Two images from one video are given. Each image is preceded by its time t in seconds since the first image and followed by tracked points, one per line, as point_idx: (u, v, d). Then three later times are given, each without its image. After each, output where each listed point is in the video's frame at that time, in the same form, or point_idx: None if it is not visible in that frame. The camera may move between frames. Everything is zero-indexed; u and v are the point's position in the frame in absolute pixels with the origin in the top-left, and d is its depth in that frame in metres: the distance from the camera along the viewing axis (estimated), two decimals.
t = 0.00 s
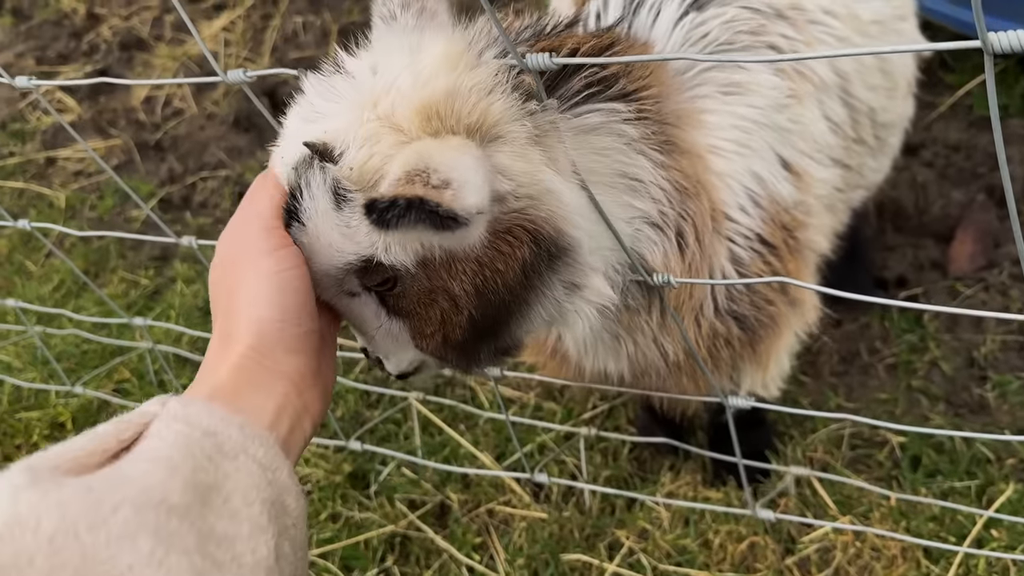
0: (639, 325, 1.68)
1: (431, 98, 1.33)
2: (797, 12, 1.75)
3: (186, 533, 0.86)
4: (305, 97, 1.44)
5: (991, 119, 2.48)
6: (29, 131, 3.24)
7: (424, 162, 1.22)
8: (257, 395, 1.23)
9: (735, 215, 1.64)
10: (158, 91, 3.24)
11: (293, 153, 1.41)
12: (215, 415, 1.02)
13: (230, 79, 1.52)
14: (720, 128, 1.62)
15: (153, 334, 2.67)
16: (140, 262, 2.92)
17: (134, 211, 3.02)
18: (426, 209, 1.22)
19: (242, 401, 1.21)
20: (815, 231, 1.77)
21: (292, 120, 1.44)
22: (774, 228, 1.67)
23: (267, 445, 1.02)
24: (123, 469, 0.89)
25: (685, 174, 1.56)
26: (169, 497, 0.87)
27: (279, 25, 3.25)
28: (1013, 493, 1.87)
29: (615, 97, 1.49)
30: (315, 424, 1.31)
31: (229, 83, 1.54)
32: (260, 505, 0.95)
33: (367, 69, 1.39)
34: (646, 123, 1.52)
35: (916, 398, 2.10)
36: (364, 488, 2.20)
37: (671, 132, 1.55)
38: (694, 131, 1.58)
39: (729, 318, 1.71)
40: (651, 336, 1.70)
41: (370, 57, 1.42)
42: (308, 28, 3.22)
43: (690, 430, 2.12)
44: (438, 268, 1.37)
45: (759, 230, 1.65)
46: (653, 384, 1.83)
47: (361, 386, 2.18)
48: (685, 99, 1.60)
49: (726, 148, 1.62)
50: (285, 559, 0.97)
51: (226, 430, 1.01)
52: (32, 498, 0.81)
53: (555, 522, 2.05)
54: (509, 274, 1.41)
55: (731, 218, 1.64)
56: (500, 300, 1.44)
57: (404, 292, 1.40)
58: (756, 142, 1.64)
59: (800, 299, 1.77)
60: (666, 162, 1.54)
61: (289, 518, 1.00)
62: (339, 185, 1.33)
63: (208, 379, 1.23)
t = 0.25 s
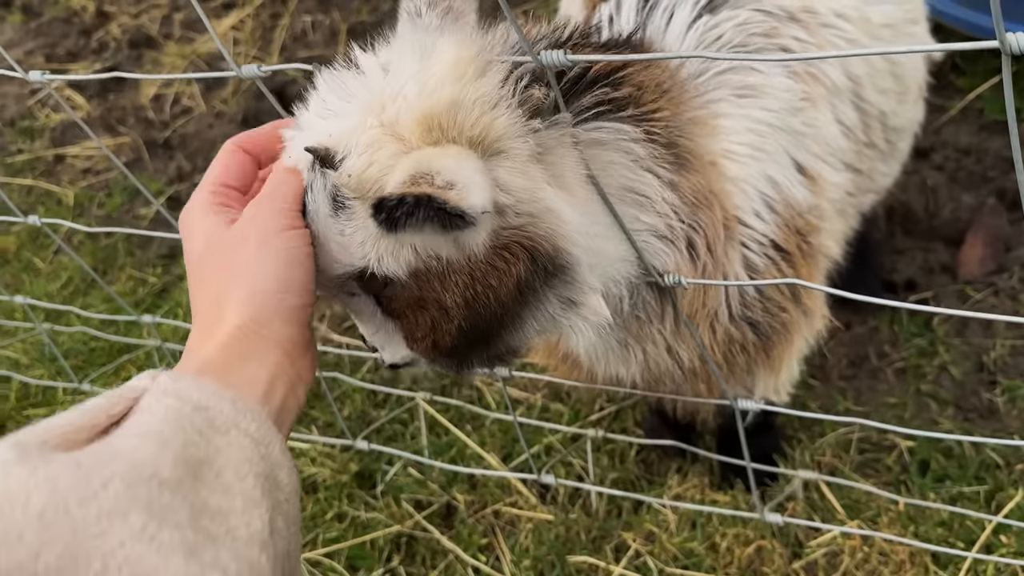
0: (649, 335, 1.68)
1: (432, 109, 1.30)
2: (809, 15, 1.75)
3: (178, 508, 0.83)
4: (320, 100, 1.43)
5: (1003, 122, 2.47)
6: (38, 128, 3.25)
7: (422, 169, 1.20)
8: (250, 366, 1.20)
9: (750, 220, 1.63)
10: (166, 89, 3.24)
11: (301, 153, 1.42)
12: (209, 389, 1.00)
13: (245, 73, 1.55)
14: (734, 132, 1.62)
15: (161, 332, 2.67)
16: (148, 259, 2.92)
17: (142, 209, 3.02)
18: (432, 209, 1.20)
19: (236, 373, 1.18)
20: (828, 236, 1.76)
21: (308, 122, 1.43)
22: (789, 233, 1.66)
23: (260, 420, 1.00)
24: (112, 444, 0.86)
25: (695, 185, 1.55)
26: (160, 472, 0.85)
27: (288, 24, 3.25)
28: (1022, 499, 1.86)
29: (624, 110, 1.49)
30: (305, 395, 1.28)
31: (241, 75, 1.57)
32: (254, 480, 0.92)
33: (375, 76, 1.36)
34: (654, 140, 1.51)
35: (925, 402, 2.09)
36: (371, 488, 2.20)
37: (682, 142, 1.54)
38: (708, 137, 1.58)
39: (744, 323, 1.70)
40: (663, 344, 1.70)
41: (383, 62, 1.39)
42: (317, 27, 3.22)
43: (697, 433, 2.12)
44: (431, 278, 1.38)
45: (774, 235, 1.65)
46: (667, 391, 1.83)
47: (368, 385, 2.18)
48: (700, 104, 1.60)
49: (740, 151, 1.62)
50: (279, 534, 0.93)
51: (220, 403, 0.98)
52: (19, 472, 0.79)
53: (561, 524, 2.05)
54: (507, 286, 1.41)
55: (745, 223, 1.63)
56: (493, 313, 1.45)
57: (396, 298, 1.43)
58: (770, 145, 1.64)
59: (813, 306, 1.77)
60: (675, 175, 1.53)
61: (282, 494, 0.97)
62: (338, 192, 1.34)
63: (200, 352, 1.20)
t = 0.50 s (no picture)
0: (652, 341, 1.69)
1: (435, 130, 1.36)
2: (823, 21, 1.75)
3: (165, 489, 0.89)
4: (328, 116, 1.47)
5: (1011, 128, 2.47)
6: (49, 126, 3.27)
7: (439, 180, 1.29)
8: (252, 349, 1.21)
9: (761, 228, 1.64)
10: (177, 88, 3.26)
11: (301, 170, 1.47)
12: (201, 363, 1.04)
13: (253, 87, 1.53)
14: (746, 140, 1.64)
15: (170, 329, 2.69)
16: (158, 257, 2.94)
17: (152, 207, 3.04)
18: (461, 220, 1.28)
19: (237, 352, 1.19)
20: (842, 243, 1.76)
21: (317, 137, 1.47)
22: (802, 241, 1.67)
23: (249, 400, 1.04)
24: (101, 418, 0.91)
25: (701, 200, 1.56)
26: (148, 450, 0.90)
27: (298, 25, 3.26)
28: None
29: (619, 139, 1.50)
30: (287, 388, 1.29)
31: (252, 89, 1.55)
32: (239, 462, 0.98)
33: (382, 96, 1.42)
34: (648, 164, 1.51)
35: (931, 407, 2.10)
36: (378, 486, 2.21)
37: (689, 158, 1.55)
38: (717, 147, 1.60)
39: (754, 330, 1.72)
40: (670, 348, 1.71)
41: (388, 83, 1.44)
42: (327, 27, 3.23)
43: (704, 436, 2.13)
44: (427, 300, 1.44)
45: (785, 243, 1.65)
46: (674, 395, 1.85)
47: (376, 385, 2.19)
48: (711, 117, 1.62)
49: (753, 159, 1.64)
50: (261, 514, 1.01)
51: (213, 383, 1.03)
52: (10, 445, 0.83)
53: (568, 525, 2.06)
54: (498, 308, 1.46)
55: (757, 231, 1.64)
56: (483, 333, 1.50)
57: (389, 318, 1.48)
58: (786, 152, 1.66)
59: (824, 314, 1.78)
60: (674, 197, 1.54)
61: (265, 475, 1.04)
62: (338, 212, 1.39)
63: (202, 322, 1.20)
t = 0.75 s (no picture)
0: (667, 339, 1.71)
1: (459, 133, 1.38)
2: (838, 27, 1.75)
3: (161, 495, 0.90)
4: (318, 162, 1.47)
5: None
6: (62, 122, 3.28)
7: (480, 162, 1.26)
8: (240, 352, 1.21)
9: (767, 231, 1.64)
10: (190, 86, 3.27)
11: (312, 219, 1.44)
12: (192, 371, 1.05)
13: (275, 88, 1.55)
14: (754, 145, 1.64)
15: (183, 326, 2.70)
16: (171, 255, 2.96)
17: (165, 204, 3.05)
18: (533, 175, 1.24)
19: (226, 358, 1.20)
20: (850, 248, 1.76)
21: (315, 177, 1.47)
22: (808, 246, 1.67)
23: (241, 407, 1.05)
24: (92, 427, 0.92)
25: (713, 195, 1.58)
26: (142, 456, 0.91)
27: (311, 24, 3.27)
28: None
29: (631, 125, 1.54)
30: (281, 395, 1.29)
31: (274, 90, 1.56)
32: (233, 467, 0.99)
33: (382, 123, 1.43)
34: (664, 149, 1.54)
35: (943, 410, 2.10)
36: (390, 484, 2.22)
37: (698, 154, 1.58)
38: (723, 147, 1.61)
39: (760, 333, 1.72)
40: (681, 347, 1.72)
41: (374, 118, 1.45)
42: (340, 26, 3.24)
43: (716, 438, 2.13)
44: (482, 306, 1.42)
45: (791, 247, 1.66)
46: (681, 395, 1.83)
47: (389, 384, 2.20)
48: (721, 120, 1.63)
49: (760, 164, 1.64)
50: (258, 518, 1.01)
51: (204, 389, 1.04)
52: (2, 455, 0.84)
53: (580, 525, 2.07)
54: (550, 306, 1.44)
55: (762, 235, 1.64)
56: (542, 337, 1.47)
57: (449, 339, 1.45)
58: (794, 158, 1.66)
59: (831, 317, 1.79)
60: (691, 186, 1.56)
61: (260, 479, 1.04)
62: (381, 235, 1.37)
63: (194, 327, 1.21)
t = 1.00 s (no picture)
0: (673, 342, 1.72)
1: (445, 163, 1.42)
2: (855, 33, 1.76)
3: (173, 512, 0.96)
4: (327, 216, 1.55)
5: None
6: (74, 118, 3.30)
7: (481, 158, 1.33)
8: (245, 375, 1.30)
9: (769, 239, 1.66)
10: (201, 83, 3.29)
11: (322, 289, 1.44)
12: (202, 391, 1.11)
13: (293, 92, 1.56)
14: (758, 152, 1.66)
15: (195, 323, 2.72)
16: (183, 251, 2.98)
17: (176, 201, 3.07)
18: (531, 136, 1.27)
19: (231, 379, 1.28)
20: (860, 254, 1.76)
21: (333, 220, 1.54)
22: (813, 254, 1.68)
23: (249, 426, 1.12)
24: (107, 446, 0.98)
25: (710, 202, 1.62)
26: (155, 475, 0.97)
27: (322, 22, 3.29)
28: None
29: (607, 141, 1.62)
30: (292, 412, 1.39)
31: (290, 95, 1.57)
32: (242, 485, 1.05)
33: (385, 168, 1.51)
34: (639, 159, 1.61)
35: (951, 413, 2.11)
36: (400, 481, 2.24)
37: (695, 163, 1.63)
38: (722, 155, 1.64)
39: (760, 337, 1.73)
40: (684, 350, 1.73)
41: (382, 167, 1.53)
42: (351, 25, 3.26)
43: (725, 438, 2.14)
44: (504, 325, 1.41)
45: (794, 255, 1.67)
46: (680, 394, 1.83)
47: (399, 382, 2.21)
48: (722, 127, 1.66)
49: (763, 171, 1.66)
50: (268, 536, 1.08)
51: (214, 409, 1.10)
52: (20, 475, 0.91)
53: (588, 523, 2.08)
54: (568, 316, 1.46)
55: (764, 242, 1.66)
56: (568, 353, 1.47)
57: (474, 370, 1.40)
58: (800, 166, 1.67)
59: (838, 324, 1.79)
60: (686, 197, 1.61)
61: (270, 496, 1.11)
62: (390, 269, 1.37)
63: (203, 345, 1.29)
